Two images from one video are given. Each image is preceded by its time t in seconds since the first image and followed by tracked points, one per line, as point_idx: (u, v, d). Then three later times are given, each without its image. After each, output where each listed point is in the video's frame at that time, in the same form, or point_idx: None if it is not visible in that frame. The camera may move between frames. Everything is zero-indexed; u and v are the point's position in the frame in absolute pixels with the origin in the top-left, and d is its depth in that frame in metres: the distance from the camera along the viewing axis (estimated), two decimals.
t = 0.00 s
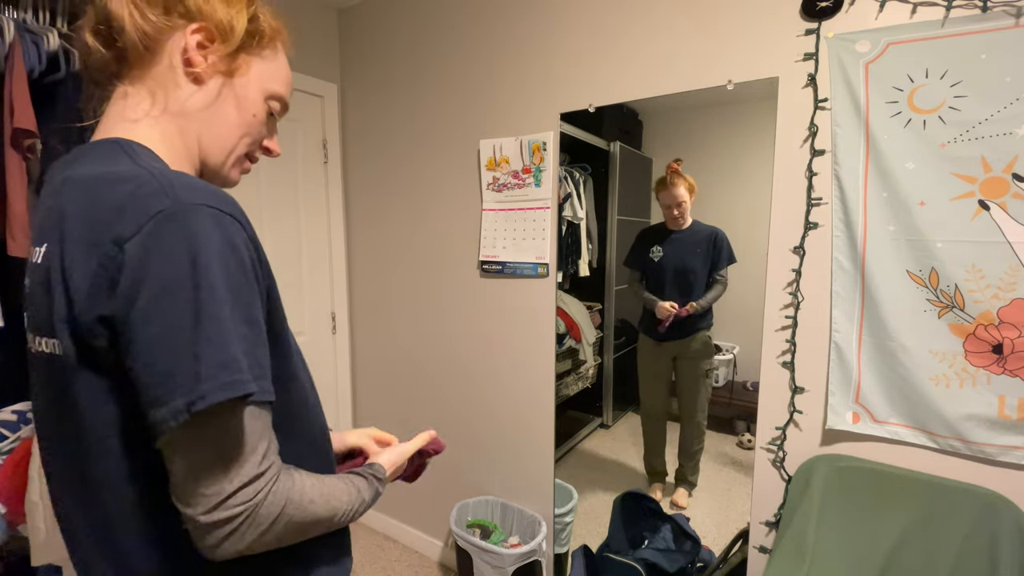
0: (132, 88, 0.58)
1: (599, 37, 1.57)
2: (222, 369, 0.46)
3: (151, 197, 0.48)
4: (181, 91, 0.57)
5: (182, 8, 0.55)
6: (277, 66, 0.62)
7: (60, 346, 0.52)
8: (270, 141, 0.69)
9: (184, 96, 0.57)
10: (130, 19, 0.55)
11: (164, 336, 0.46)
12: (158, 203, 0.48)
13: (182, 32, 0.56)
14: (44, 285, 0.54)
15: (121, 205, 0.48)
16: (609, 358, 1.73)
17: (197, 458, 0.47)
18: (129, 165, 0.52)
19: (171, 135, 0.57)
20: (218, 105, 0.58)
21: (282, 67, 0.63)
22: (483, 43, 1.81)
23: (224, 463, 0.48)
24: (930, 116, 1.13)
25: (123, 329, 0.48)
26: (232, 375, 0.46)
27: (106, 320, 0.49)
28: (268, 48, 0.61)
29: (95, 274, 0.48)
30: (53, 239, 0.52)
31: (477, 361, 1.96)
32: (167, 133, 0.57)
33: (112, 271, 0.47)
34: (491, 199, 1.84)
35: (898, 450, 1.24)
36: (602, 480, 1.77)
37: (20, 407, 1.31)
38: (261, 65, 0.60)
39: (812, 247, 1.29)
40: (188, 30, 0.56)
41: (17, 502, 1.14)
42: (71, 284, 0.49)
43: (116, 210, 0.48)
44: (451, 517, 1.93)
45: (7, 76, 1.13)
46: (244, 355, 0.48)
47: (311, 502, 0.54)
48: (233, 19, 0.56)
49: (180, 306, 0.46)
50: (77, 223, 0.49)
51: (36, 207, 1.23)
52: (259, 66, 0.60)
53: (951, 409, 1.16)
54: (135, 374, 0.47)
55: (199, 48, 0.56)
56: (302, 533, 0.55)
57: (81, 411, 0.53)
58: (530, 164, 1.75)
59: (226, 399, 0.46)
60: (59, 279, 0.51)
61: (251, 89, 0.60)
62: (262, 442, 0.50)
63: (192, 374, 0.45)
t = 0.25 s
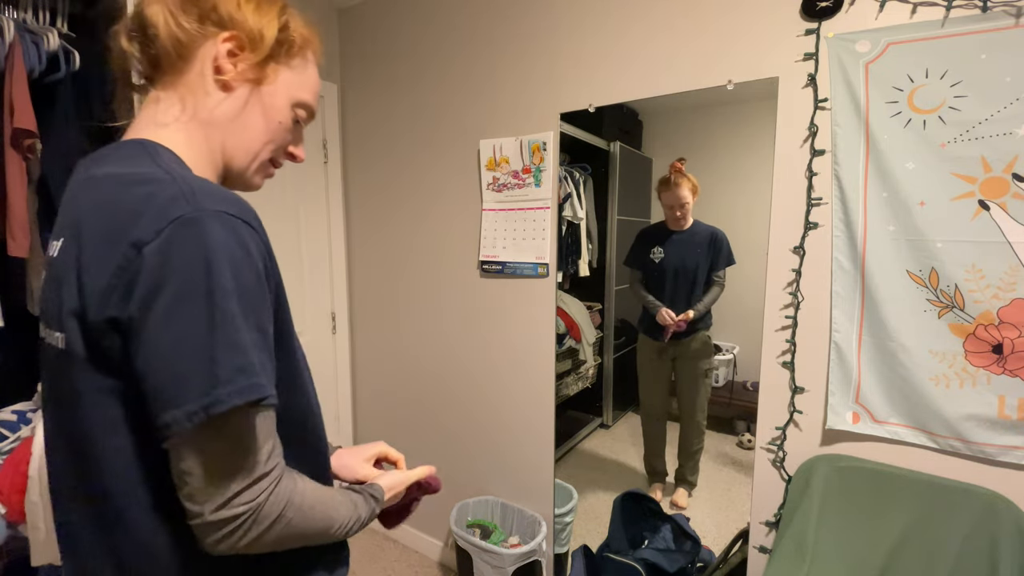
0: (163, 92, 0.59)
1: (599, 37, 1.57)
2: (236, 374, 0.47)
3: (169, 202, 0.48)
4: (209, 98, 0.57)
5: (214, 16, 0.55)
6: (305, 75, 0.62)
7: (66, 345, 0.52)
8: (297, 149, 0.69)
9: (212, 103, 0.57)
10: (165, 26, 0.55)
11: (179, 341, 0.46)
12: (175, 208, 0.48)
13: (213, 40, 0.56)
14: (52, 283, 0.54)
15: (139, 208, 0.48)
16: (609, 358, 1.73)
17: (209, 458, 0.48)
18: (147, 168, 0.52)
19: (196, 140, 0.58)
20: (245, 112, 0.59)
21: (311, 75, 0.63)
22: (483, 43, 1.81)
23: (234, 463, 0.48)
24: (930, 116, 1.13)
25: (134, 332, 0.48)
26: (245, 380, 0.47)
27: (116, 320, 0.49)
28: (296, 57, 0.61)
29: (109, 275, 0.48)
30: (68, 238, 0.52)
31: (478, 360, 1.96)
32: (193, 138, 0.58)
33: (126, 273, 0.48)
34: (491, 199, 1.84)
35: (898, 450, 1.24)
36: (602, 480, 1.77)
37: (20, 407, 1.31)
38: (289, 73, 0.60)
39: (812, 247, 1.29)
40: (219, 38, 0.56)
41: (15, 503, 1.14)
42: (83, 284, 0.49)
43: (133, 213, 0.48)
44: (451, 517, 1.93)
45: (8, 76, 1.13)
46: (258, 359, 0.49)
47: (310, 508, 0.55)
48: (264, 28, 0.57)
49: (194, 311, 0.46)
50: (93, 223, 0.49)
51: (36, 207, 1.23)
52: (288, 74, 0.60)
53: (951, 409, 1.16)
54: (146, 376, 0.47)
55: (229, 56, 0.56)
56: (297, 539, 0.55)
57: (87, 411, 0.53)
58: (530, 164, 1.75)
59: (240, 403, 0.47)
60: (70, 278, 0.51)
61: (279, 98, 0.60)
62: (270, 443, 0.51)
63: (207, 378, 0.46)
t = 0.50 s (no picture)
0: (218, 100, 0.64)
1: (599, 37, 1.57)
2: (229, 367, 0.49)
3: (204, 197, 0.52)
4: (261, 112, 0.63)
5: (274, 38, 0.61)
6: (350, 95, 0.68)
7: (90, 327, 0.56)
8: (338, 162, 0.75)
9: (264, 117, 0.63)
10: (227, 43, 0.61)
11: (182, 328, 0.49)
12: (205, 202, 0.52)
13: (271, 59, 0.62)
14: (87, 262, 0.58)
15: (176, 198, 0.52)
16: (609, 358, 1.73)
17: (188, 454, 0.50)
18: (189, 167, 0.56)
19: (245, 150, 0.64)
20: (293, 128, 0.65)
21: (355, 94, 0.69)
22: (483, 43, 1.81)
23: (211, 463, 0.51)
24: (930, 116, 1.13)
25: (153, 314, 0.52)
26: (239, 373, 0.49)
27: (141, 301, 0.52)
28: (344, 79, 0.67)
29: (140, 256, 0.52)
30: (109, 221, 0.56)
31: (478, 360, 1.96)
32: (244, 148, 0.64)
33: (157, 256, 0.51)
34: (491, 199, 1.84)
35: (898, 450, 1.24)
36: (602, 480, 1.77)
37: (20, 407, 1.31)
38: (335, 93, 0.66)
39: (812, 247, 1.29)
40: (275, 58, 0.61)
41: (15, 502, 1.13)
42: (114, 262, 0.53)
43: (169, 202, 0.52)
44: (451, 517, 1.93)
45: (8, 77, 1.14)
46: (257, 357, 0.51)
47: (286, 525, 0.55)
48: (318, 53, 0.62)
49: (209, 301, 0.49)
50: (135, 207, 0.54)
51: (36, 207, 1.23)
52: (334, 95, 0.66)
53: (951, 409, 1.16)
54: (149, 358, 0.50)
55: (283, 75, 0.62)
56: (270, 558, 0.55)
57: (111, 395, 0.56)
58: (530, 164, 1.75)
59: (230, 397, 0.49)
60: (103, 257, 0.55)
61: (324, 116, 0.66)
62: (252, 449, 0.53)
63: (201, 367, 0.48)
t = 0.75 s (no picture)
0: (281, 128, 0.70)
1: (599, 37, 1.57)
2: (277, 372, 0.54)
3: (261, 210, 0.57)
4: (319, 141, 0.68)
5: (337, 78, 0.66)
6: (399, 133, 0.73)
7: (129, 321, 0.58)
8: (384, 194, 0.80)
9: (321, 147, 0.68)
10: (295, 80, 0.67)
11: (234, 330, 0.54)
12: (263, 216, 0.57)
13: (332, 94, 0.67)
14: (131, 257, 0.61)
15: (235, 208, 0.57)
16: (609, 358, 1.73)
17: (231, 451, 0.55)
18: (244, 180, 0.61)
19: (299, 175, 0.69)
20: (347, 158, 0.70)
21: (405, 132, 0.74)
22: (483, 43, 1.81)
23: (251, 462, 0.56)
24: (930, 116, 1.13)
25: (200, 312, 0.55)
26: (281, 377, 0.54)
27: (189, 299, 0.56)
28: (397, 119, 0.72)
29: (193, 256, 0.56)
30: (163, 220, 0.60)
31: (478, 360, 1.96)
32: (299, 173, 0.69)
33: (212, 259, 0.55)
34: (491, 199, 1.84)
35: (898, 450, 1.24)
36: (602, 481, 1.77)
37: (20, 407, 1.31)
38: (388, 131, 0.71)
39: (812, 247, 1.30)
40: (336, 94, 0.66)
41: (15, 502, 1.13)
42: (166, 259, 0.57)
43: (229, 209, 0.57)
44: (451, 517, 1.93)
45: (8, 77, 1.14)
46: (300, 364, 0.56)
47: (308, 529, 0.61)
48: (376, 93, 0.68)
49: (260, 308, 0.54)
50: (190, 211, 0.58)
51: (36, 207, 1.24)
52: (387, 132, 0.71)
53: (951, 409, 1.16)
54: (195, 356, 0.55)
55: (342, 109, 0.67)
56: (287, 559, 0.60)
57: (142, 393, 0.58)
58: (530, 164, 1.75)
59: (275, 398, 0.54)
60: (153, 253, 0.58)
61: (375, 150, 0.71)
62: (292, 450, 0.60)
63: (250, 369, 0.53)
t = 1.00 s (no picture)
0: (352, 173, 0.75)
1: (599, 37, 1.57)
2: (327, 414, 0.57)
3: (332, 254, 0.60)
4: (386, 191, 0.73)
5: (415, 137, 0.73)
6: (458, 190, 0.79)
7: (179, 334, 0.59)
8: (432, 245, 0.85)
9: (389, 197, 0.73)
10: (377, 134, 0.72)
11: (294, 366, 0.56)
12: (328, 258, 0.59)
13: (406, 152, 0.73)
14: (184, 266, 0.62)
15: (308, 245, 0.59)
16: (609, 358, 1.72)
17: (269, 478, 0.57)
18: (309, 215, 0.64)
19: (365, 218, 0.73)
20: (410, 210, 0.75)
21: (462, 190, 0.80)
22: (483, 43, 1.81)
23: (283, 493, 0.58)
24: (930, 116, 1.13)
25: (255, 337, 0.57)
26: (330, 419, 0.57)
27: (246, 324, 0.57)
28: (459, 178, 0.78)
29: (258, 284, 0.58)
30: (224, 239, 0.61)
31: (478, 360, 1.96)
32: (365, 216, 0.73)
33: (279, 291, 0.57)
34: (491, 199, 1.84)
35: (897, 450, 1.24)
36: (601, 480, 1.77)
37: (20, 407, 1.31)
38: (448, 189, 0.77)
39: (812, 247, 1.29)
40: (410, 152, 0.72)
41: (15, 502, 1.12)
42: (226, 277, 0.58)
43: (301, 246, 0.59)
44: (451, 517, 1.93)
45: (8, 78, 1.14)
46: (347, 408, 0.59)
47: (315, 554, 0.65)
48: (446, 157, 0.74)
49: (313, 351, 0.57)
50: (256, 237, 0.60)
51: (35, 207, 1.24)
52: (449, 190, 0.77)
53: (951, 409, 1.16)
54: (248, 384, 0.56)
55: (413, 167, 0.72)
56: None
57: (183, 404, 0.59)
58: (530, 164, 1.75)
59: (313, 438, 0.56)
60: (211, 270, 0.59)
61: (436, 205, 0.77)
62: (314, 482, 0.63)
63: (302, 408, 0.56)
